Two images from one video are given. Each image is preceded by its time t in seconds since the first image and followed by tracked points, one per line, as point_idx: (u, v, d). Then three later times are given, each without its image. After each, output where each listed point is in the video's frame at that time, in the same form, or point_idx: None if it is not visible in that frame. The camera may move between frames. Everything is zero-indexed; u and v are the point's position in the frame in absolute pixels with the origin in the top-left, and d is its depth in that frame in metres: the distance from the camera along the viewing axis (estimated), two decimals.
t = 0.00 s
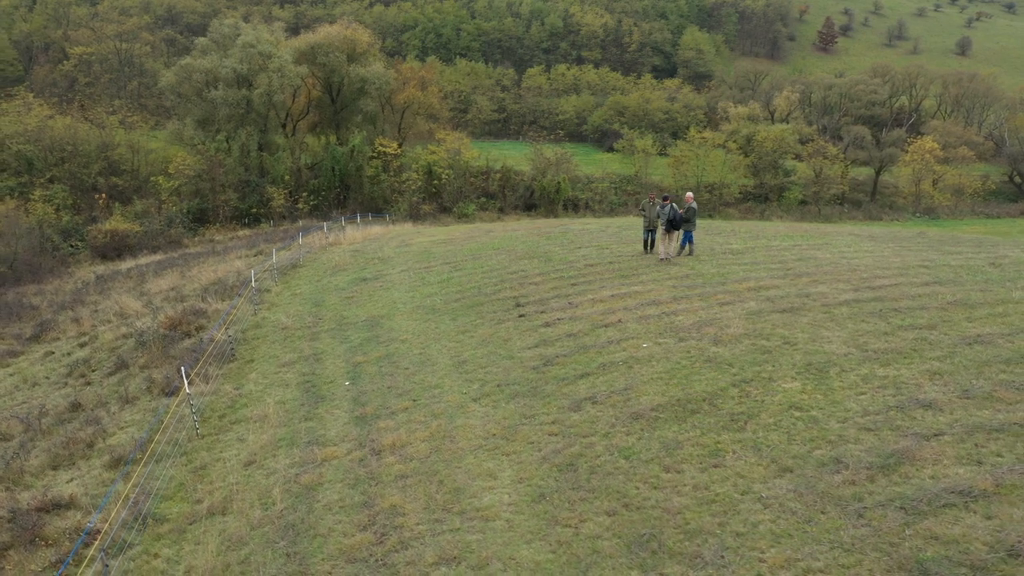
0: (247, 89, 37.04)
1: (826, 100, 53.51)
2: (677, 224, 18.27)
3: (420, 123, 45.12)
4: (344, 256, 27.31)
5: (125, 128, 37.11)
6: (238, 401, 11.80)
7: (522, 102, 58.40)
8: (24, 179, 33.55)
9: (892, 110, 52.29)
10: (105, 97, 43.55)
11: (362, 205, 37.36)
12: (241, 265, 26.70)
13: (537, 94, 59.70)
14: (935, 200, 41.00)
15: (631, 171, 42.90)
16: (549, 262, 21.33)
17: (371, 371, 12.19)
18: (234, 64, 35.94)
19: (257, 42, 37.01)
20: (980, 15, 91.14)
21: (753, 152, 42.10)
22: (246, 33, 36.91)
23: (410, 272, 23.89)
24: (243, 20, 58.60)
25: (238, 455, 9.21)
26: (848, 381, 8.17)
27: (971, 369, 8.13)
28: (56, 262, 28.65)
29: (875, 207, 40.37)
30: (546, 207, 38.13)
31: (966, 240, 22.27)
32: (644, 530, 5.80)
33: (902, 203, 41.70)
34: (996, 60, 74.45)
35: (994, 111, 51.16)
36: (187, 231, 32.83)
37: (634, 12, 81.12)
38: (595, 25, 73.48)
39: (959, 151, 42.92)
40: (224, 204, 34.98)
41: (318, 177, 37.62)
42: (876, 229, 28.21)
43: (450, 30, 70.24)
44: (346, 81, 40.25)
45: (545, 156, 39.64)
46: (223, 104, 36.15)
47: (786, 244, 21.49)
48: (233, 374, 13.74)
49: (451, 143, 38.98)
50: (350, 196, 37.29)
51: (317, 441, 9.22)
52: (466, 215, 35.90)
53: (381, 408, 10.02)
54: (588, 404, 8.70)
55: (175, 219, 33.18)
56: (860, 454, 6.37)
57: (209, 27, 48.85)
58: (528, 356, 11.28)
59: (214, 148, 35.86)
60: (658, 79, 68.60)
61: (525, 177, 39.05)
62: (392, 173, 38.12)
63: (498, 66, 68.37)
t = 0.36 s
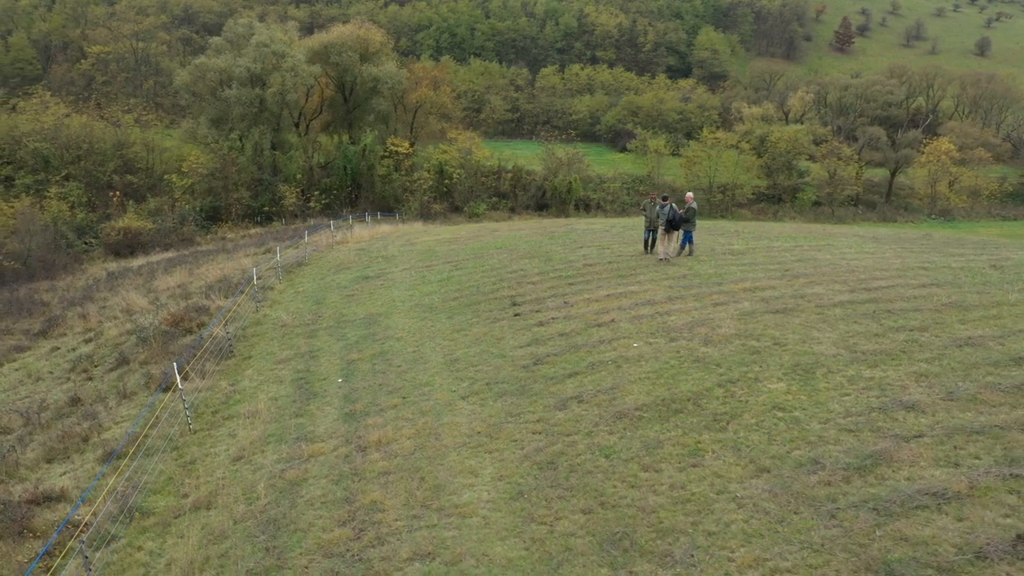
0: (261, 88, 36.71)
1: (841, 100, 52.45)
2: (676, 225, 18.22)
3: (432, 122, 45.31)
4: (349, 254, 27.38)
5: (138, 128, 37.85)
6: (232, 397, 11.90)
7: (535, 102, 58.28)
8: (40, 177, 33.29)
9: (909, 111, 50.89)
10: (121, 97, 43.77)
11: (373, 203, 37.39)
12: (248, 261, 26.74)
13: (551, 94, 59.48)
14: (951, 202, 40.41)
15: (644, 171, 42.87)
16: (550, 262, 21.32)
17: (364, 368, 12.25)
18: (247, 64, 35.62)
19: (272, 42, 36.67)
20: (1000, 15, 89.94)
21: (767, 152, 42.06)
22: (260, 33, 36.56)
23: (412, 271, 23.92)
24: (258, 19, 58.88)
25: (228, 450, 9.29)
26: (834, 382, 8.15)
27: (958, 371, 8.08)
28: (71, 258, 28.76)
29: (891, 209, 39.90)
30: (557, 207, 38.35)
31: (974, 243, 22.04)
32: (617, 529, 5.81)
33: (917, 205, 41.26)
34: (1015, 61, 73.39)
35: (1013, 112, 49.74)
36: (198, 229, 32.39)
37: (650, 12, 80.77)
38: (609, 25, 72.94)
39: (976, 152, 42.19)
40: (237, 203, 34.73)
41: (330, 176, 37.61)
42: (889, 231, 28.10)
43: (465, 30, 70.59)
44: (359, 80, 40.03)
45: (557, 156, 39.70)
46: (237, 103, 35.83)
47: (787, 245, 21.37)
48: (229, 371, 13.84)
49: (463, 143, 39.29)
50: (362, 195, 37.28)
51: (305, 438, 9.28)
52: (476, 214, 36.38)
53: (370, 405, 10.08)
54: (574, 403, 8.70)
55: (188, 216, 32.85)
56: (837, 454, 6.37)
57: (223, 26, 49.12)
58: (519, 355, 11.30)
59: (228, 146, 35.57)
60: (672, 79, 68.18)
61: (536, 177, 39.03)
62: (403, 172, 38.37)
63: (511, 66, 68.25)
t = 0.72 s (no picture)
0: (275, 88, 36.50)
1: (857, 101, 51.57)
2: (677, 226, 18.11)
3: (444, 121, 45.58)
4: (354, 253, 27.40)
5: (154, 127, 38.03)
6: (227, 393, 12.00)
7: (549, 102, 57.97)
8: (57, 174, 33.77)
9: (926, 111, 50.08)
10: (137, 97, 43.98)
11: (384, 202, 37.54)
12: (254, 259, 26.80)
13: (565, 94, 59.25)
14: (968, 204, 39.57)
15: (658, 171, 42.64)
16: (550, 261, 21.32)
17: (358, 366, 12.32)
18: (261, 63, 35.62)
19: (285, 41, 36.65)
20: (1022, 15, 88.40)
21: (781, 154, 42.00)
22: (274, 32, 36.62)
23: (414, 270, 23.97)
24: (273, 18, 59.13)
25: (218, 445, 9.38)
26: (820, 383, 8.12)
27: (944, 373, 8.04)
28: (84, 255, 28.93)
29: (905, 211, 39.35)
30: (568, 207, 38.39)
31: (985, 245, 21.72)
32: (591, 527, 5.83)
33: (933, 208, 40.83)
34: None
35: None
36: (212, 227, 32.50)
37: (665, 12, 79.83)
38: (624, 25, 72.31)
39: (993, 154, 41.47)
40: (250, 201, 34.79)
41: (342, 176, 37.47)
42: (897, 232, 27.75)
43: (479, 30, 70.48)
44: (372, 80, 39.95)
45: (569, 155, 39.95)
46: (251, 103, 35.70)
47: (789, 246, 21.26)
48: (227, 368, 13.93)
49: (475, 143, 39.51)
50: (373, 194, 37.39)
51: (294, 434, 9.35)
52: (487, 213, 36.36)
53: (361, 402, 10.14)
54: (560, 402, 8.72)
55: (201, 215, 32.81)
56: (816, 455, 6.34)
57: (238, 25, 49.37)
58: (510, 354, 11.32)
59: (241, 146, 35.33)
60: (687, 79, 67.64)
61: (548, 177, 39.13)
62: (415, 171, 38.48)
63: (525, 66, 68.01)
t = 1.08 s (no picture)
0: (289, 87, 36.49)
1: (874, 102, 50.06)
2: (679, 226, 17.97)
3: (458, 121, 45.65)
4: (360, 252, 27.43)
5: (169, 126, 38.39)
6: (223, 389, 12.10)
7: (564, 102, 57.69)
8: (74, 172, 34.18)
9: (944, 112, 48.58)
10: (154, 95, 44.27)
11: (397, 202, 37.48)
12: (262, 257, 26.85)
13: (580, 94, 58.94)
14: (985, 207, 38.06)
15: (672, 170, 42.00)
16: (552, 261, 21.27)
17: (353, 363, 12.40)
18: (275, 62, 35.55)
19: (300, 41, 36.57)
20: None
21: (796, 155, 41.72)
22: (288, 32, 36.54)
23: (417, 269, 23.99)
24: (289, 18, 59.36)
25: (211, 440, 9.47)
26: (806, 384, 8.09)
27: (932, 375, 7.97)
28: (100, 252, 29.18)
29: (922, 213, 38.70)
30: (580, 207, 38.45)
31: (989, 247, 21.48)
32: (566, 524, 5.85)
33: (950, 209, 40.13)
34: None
35: None
36: (225, 225, 32.84)
37: (681, 11, 79.11)
38: (640, 25, 71.71)
39: (1012, 156, 40.64)
40: (264, 199, 35.26)
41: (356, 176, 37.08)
42: (894, 233, 27.72)
43: (494, 29, 70.30)
44: (385, 79, 39.61)
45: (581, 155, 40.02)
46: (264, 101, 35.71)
47: (791, 247, 21.08)
48: (226, 364, 14.03)
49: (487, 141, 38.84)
50: (386, 194, 37.29)
51: (285, 430, 9.43)
52: (499, 213, 36.41)
53: (352, 399, 10.20)
54: (547, 401, 8.75)
55: (215, 213, 33.32)
56: (795, 457, 6.33)
57: (253, 25, 49.61)
58: (503, 353, 11.33)
59: (254, 144, 35.96)
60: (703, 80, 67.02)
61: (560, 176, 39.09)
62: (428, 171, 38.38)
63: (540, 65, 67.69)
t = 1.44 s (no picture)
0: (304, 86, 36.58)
1: (893, 103, 49.18)
2: (681, 227, 17.94)
3: (473, 121, 45.36)
4: (367, 250, 27.51)
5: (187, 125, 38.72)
6: (220, 385, 12.23)
7: (580, 102, 57.59)
8: (92, 170, 34.59)
9: (965, 114, 47.97)
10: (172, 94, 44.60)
11: (410, 201, 38.33)
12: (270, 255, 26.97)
13: (596, 94, 58.67)
14: (1006, 209, 37.10)
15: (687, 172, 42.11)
16: (554, 261, 21.26)
17: (349, 360, 12.48)
18: (291, 61, 35.79)
19: (315, 40, 36.75)
20: None
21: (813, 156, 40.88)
22: (304, 32, 36.69)
23: (421, 267, 24.06)
24: (307, 18, 59.70)
25: (203, 435, 9.59)
26: (793, 386, 8.05)
27: (921, 377, 7.91)
28: (115, 249, 29.45)
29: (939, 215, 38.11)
30: (595, 207, 38.31)
31: (997, 249, 21.24)
32: (542, 522, 5.87)
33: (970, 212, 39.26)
34: None
35: None
36: (240, 222, 32.87)
37: (698, 12, 78.66)
38: (657, 25, 71.23)
39: None
40: (279, 198, 34.99)
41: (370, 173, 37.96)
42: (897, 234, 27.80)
43: (511, 29, 70.18)
44: (400, 79, 39.67)
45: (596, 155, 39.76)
46: (280, 101, 35.86)
47: (794, 248, 20.91)
48: (225, 361, 14.16)
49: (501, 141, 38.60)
50: (400, 193, 38.09)
51: (276, 426, 9.52)
52: (512, 213, 36.30)
53: (345, 396, 10.29)
54: (535, 400, 8.77)
55: (230, 211, 33.12)
56: (774, 458, 6.32)
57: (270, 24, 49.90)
58: (497, 352, 11.35)
59: (270, 143, 35.35)
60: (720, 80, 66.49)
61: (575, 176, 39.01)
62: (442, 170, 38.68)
63: (557, 65, 67.45)
